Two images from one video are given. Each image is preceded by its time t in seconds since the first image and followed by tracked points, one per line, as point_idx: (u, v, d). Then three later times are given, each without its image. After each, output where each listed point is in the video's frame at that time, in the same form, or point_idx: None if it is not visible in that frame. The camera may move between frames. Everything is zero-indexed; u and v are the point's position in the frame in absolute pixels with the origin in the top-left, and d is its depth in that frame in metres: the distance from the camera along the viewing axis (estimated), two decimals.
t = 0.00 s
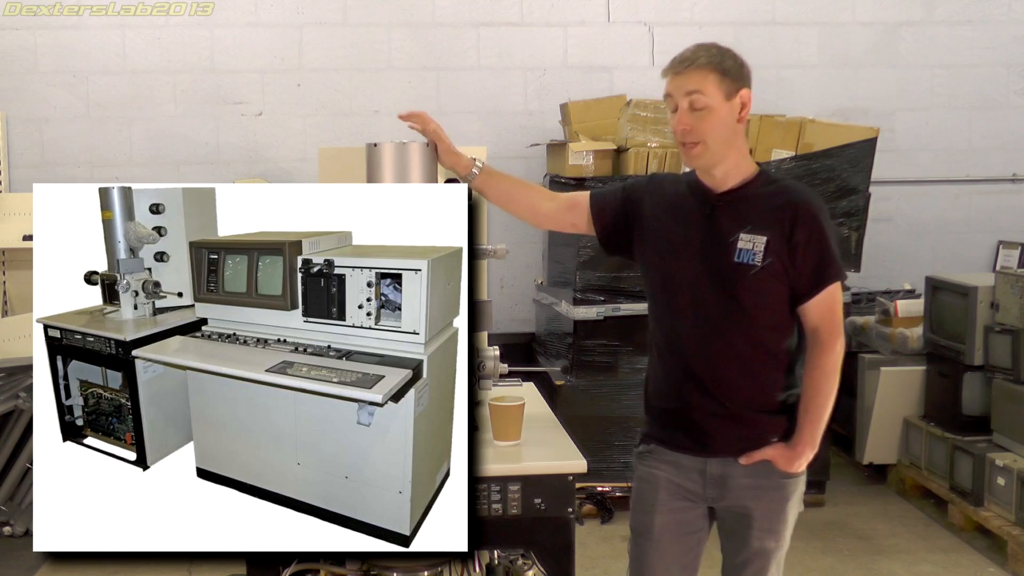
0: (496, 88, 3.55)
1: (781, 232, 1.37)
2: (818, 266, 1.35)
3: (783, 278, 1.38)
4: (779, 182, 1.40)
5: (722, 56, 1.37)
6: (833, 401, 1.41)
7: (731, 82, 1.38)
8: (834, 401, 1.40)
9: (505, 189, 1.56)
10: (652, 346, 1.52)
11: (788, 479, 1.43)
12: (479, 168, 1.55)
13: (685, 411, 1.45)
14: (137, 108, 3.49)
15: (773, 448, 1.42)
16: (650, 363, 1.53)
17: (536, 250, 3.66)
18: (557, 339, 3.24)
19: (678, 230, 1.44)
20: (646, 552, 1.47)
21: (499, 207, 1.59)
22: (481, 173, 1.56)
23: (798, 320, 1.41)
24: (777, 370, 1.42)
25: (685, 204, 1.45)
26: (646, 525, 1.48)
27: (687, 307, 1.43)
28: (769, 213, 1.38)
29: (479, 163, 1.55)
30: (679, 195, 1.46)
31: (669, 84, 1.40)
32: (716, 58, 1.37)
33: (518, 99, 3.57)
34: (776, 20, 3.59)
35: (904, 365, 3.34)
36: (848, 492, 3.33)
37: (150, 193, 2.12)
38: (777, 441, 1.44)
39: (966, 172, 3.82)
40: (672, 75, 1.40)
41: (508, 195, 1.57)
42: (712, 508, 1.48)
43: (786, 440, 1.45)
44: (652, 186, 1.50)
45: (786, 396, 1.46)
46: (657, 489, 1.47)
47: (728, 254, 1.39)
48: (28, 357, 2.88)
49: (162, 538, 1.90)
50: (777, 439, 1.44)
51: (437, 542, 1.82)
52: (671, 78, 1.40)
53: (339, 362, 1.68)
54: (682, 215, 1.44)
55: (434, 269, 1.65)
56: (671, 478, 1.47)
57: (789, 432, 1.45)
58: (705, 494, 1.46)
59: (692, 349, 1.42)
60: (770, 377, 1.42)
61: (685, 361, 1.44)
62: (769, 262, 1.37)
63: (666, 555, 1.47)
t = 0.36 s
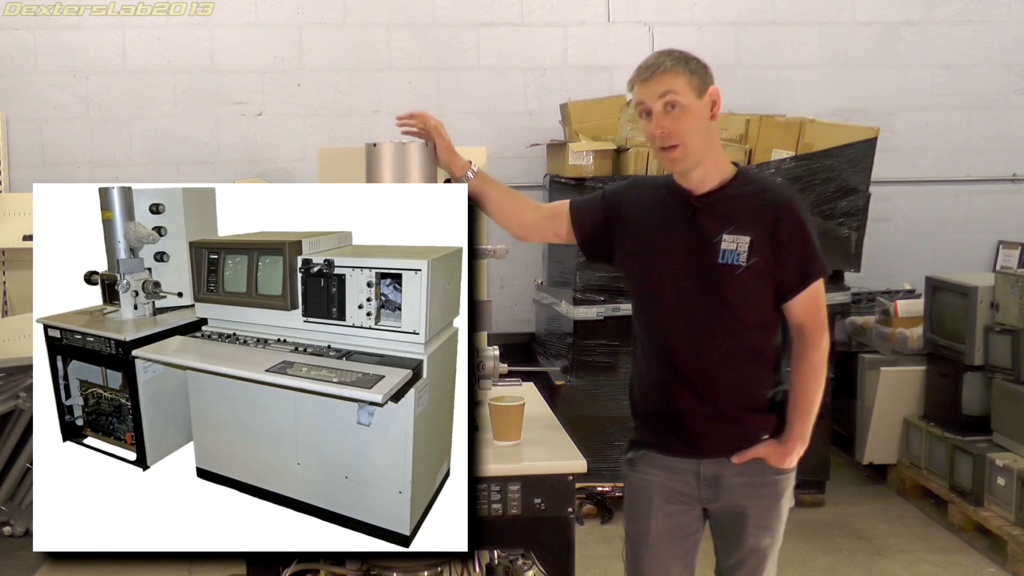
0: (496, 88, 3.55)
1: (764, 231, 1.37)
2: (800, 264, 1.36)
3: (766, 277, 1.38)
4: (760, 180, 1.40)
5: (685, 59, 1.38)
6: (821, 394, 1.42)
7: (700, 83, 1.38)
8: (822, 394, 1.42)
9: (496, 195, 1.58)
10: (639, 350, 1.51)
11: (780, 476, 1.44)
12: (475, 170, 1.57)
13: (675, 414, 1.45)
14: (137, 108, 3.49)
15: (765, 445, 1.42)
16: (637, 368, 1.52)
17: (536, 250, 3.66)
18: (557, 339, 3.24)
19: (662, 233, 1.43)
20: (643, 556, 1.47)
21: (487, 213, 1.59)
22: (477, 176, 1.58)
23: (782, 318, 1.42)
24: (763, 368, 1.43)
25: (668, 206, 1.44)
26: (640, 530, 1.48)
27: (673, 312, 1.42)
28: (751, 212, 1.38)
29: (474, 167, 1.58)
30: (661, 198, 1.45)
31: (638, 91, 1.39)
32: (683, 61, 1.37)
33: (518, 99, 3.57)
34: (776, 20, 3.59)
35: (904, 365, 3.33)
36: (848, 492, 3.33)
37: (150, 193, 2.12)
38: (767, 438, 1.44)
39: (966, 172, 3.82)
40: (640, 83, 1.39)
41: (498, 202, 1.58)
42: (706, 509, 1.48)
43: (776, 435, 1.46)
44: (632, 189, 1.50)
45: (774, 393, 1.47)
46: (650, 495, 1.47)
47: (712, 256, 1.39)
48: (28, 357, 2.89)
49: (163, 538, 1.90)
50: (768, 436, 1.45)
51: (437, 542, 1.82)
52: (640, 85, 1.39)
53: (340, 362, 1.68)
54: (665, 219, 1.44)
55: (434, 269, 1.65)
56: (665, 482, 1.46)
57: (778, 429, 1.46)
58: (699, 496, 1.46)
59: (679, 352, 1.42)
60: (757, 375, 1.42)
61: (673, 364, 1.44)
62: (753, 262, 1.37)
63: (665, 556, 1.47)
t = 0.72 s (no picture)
0: (496, 88, 3.55)
1: (765, 233, 1.37)
2: (801, 266, 1.36)
3: (767, 279, 1.39)
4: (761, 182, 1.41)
5: (693, 60, 1.39)
6: (820, 397, 1.42)
7: (706, 85, 1.39)
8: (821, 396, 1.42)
9: (496, 195, 1.59)
10: (637, 351, 1.51)
11: (779, 477, 1.44)
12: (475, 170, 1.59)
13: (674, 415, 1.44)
14: (137, 108, 3.49)
15: (763, 447, 1.42)
16: (634, 369, 1.52)
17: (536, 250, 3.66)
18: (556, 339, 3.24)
19: (662, 233, 1.43)
20: (642, 558, 1.47)
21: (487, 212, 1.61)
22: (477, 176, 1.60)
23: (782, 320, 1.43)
24: (763, 370, 1.43)
25: (669, 207, 1.44)
26: (639, 532, 1.47)
27: (673, 312, 1.42)
28: (752, 213, 1.39)
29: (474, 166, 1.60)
30: (662, 199, 1.45)
31: (645, 90, 1.40)
32: (690, 62, 1.38)
33: (518, 99, 3.57)
34: (776, 20, 3.59)
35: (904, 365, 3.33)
36: (848, 492, 3.33)
37: (150, 193, 2.12)
38: (765, 440, 1.44)
39: (966, 172, 3.82)
40: (647, 81, 1.39)
41: (498, 202, 1.59)
42: (705, 510, 1.48)
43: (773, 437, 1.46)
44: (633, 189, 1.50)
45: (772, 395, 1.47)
46: (647, 497, 1.47)
47: (714, 256, 1.39)
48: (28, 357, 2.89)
49: (162, 538, 1.89)
50: (766, 438, 1.45)
51: (437, 542, 1.82)
52: (647, 84, 1.39)
53: (340, 362, 1.68)
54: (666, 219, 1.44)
55: (434, 269, 1.65)
56: (663, 484, 1.46)
57: (776, 431, 1.47)
58: (698, 499, 1.45)
59: (678, 353, 1.42)
60: (756, 377, 1.42)
61: (672, 365, 1.43)
62: (754, 262, 1.38)
63: (666, 558, 1.46)
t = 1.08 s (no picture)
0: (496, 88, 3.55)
1: (786, 231, 1.37)
2: (821, 265, 1.35)
3: (786, 277, 1.38)
4: (783, 181, 1.40)
5: (712, 63, 1.38)
6: (836, 399, 1.41)
7: (723, 90, 1.38)
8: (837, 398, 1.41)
9: (535, 179, 1.49)
10: (654, 345, 1.51)
11: (791, 479, 1.44)
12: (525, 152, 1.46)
13: (688, 411, 1.45)
14: (137, 108, 3.49)
15: (775, 448, 1.43)
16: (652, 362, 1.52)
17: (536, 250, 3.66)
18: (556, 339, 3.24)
19: (682, 229, 1.43)
20: (646, 549, 1.48)
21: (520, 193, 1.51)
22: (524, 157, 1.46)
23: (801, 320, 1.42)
24: (780, 369, 1.42)
25: (690, 203, 1.44)
26: (646, 523, 1.48)
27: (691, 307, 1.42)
28: (773, 211, 1.38)
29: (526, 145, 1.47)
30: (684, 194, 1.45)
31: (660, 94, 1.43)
32: (706, 68, 1.38)
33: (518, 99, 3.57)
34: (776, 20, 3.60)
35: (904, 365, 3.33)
36: (848, 492, 3.33)
37: (150, 193, 2.12)
38: (778, 441, 1.44)
39: (966, 172, 3.82)
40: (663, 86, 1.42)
41: (534, 186, 1.50)
42: (714, 508, 1.48)
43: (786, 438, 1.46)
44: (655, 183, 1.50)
45: (789, 397, 1.46)
46: (657, 490, 1.47)
47: (733, 253, 1.39)
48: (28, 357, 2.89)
49: (162, 538, 1.90)
50: (779, 438, 1.44)
51: (437, 542, 1.83)
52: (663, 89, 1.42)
53: (340, 362, 1.68)
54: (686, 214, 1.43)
55: (434, 269, 1.65)
56: (672, 479, 1.46)
57: (790, 432, 1.46)
58: (707, 495, 1.46)
59: (695, 348, 1.42)
60: (772, 375, 1.42)
61: (688, 361, 1.43)
62: (774, 261, 1.37)
63: (668, 554, 1.47)
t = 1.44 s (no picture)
0: (496, 88, 3.55)
1: (790, 232, 1.37)
2: (826, 265, 1.35)
3: (791, 278, 1.38)
4: (787, 182, 1.40)
5: (722, 60, 1.38)
6: (842, 398, 1.41)
7: (734, 87, 1.38)
8: (843, 398, 1.40)
9: (528, 181, 1.50)
10: (662, 347, 1.52)
11: (797, 478, 1.43)
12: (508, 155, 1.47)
13: (695, 411, 1.44)
14: (137, 108, 3.49)
15: (783, 447, 1.42)
16: (659, 364, 1.53)
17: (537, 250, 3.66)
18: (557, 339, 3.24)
19: (687, 231, 1.44)
20: (655, 547, 1.48)
21: (512, 195, 1.52)
22: (509, 160, 1.48)
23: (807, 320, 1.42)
24: (785, 370, 1.42)
25: (694, 205, 1.45)
26: (655, 519, 1.48)
27: (696, 308, 1.42)
28: (777, 212, 1.38)
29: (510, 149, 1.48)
30: (689, 197, 1.46)
31: (671, 91, 1.41)
32: (719, 64, 1.38)
33: (518, 99, 3.57)
34: (776, 20, 3.60)
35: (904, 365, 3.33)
36: (848, 492, 3.33)
37: (150, 193, 2.12)
38: (785, 441, 1.43)
39: (966, 172, 3.81)
40: (674, 83, 1.40)
41: (527, 187, 1.50)
42: (722, 506, 1.48)
43: (794, 438, 1.45)
44: (660, 186, 1.51)
45: (796, 397, 1.45)
46: (666, 487, 1.47)
47: (738, 255, 1.39)
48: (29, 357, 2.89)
49: (162, 538, 1.90)
50: (786, 438, 1.44)
51: (437, 542, 1.82)
52: (674, 86, 1.40)
53: (340, 362, 1.68)
54: (691, 216, 1.44)
55: (434, 269, 1.65)
56: (681, 476, 1.47)
57: (797, 432, 1.45)
58: (715, 493, 1.46)
59: (701, 350, 1.42)
60: (778, 376, 1.42)
61: (694, 362, 1.43)
62: (778, 262, 1.37)
63: (675, 552, 1.47)
